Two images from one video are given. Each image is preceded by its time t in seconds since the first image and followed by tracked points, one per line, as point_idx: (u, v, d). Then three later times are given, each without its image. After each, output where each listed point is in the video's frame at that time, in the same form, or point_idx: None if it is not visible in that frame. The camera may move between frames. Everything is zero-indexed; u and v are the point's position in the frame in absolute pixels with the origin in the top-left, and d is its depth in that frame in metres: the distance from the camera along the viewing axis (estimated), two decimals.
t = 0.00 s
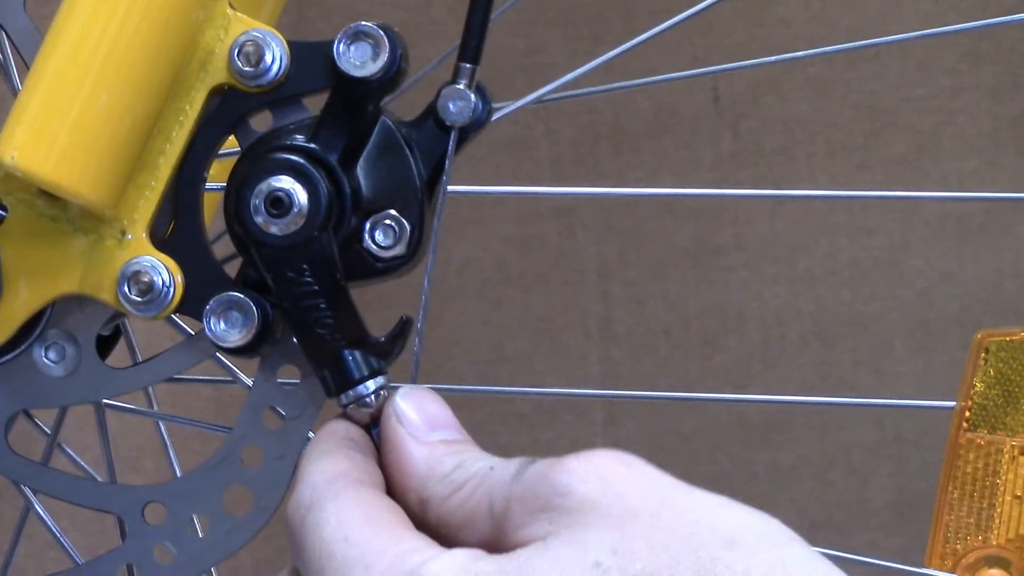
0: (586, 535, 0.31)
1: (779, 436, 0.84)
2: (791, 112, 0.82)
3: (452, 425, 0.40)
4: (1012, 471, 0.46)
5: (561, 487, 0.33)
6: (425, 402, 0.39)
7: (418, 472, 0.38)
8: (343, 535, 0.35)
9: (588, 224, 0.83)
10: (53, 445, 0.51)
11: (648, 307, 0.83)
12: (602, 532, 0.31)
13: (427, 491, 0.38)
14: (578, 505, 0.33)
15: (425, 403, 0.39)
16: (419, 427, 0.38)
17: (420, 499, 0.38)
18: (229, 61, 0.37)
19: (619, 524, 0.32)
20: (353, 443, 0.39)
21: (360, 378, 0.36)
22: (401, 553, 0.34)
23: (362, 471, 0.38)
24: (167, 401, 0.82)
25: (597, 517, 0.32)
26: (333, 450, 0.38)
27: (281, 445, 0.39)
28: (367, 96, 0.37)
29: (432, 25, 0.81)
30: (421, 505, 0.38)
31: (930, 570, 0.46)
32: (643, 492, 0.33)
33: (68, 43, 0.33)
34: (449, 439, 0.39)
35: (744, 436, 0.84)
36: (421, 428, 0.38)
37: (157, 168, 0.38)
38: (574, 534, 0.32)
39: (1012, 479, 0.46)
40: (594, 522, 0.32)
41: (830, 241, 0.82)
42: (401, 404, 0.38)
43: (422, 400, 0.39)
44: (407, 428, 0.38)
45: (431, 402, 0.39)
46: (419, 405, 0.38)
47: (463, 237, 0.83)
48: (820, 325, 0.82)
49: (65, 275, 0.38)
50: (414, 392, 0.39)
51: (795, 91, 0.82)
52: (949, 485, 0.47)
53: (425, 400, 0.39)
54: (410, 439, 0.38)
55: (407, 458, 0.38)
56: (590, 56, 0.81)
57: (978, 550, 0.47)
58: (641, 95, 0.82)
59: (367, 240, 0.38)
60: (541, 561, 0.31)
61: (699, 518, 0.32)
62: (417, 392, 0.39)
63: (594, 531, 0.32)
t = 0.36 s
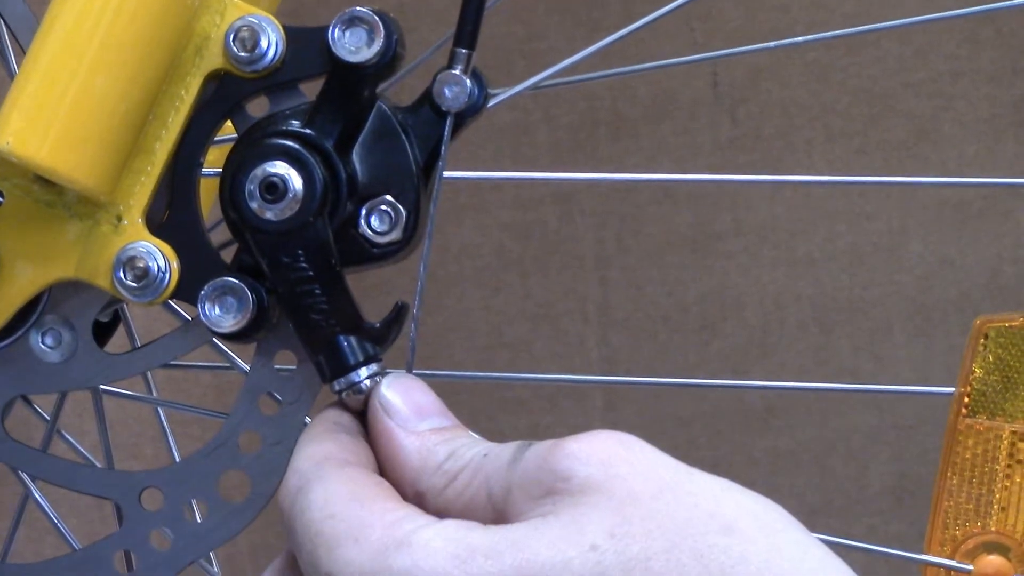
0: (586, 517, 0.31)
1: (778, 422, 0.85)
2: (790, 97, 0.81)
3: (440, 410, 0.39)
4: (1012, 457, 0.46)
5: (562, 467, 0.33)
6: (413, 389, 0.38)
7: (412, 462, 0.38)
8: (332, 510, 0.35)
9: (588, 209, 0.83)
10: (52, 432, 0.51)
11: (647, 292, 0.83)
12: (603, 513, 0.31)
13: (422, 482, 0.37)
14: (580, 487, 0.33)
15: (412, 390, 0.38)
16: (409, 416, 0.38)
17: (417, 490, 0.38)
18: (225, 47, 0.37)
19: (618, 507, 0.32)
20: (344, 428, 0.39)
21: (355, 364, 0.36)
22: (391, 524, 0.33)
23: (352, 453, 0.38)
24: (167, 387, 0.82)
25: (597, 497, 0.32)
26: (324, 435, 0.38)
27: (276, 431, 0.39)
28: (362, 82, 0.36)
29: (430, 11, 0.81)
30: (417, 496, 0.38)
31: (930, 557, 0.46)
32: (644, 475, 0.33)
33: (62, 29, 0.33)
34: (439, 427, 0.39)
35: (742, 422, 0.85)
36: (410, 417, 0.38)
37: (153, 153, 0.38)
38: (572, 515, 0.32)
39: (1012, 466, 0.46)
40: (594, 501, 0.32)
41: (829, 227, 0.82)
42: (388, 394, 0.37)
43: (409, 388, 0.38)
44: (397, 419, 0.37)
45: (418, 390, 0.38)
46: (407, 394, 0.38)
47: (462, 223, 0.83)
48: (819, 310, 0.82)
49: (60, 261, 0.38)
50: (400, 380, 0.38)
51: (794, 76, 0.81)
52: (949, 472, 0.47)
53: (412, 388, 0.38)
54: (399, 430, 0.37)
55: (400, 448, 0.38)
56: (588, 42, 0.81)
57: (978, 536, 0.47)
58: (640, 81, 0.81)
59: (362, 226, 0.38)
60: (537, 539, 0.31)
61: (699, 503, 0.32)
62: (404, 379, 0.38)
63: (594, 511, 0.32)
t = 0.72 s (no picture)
0: (576, 522, 0.31)
1: (776, 411, 0.85)
2: (789, 86, 0.81)
3: (436, 410, 0.39)
4: (1012, 448, 0.46)
5: (558, 469, 0.33)
6: (409, 386, 0.38)
7: (407, 462, 0.37)
8: (320, 500, 0.35)
9: (587, 198, 0.83)
10: (51, 421, 0.51)
11: (647, 281, 0.83)
12: (593, 516, 0.32)
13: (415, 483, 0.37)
14: (575, 490, 0.33)
15: (407, 386, 0.37)
16: (404, 413, 0.37)
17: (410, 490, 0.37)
18: (221, 36, 0.37)
19: (610, 511, 0.32)
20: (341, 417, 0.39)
21: (352, 353, 0.36)
22: (378, 515, 0.34)
23: (347, 443, 0.38)
24: (166, 376, 0.82)
25: (590, 500, 0.32)
26: (320, 425, 0.38)
27: (273, 420, 0.39)
28: (359, 72, 0.36)
29: None
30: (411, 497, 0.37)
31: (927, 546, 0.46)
32: (640, 480, 0.33)
33: (60, 18, 0.33)
34: (435, 428, 0.38)
35: (741, 411, 0.85)
36: (405, 413, 0.37)
37: (150, 142, 0.38)
38: (563, 518, 0.32)
39: (1012, 456, 0.46)
40: (587, 504, 0.32)
41: (828, 217, 0.82)
42: (385, 389, 0.37)
43: (405, 384, 0.38)
44: (393, 416, 0.37)
45: (414, 386, 0.38)
46: (403, 390, 0.37)
47: (461, 212, 0.83)
48: (818, 300, 0.82)
49: (58, 250, 0.38)
50: (397, 376, 0.38)
51: (793, 66, 0.81)
52: (947, 461, 0.47)
53: (409, 385, 0.38)
54: (396, 428, 0.37)
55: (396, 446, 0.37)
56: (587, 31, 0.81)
57: (977, 527, 0.46)
58: (638, 71, 0.81)
59: (360, 215, 0.38)
60: (525, 539, 0.31)
61: (693, 509, 0.32)
62: (400, 375, 0.37)
63: (585, 514, 0.32)
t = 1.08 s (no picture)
0: None
1: (776, 402, 0.85)
2: (789, 77, 0.81)
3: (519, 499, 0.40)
4: (1011, 439, 0.46)
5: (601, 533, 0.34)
6: (488, 471, 0.40)
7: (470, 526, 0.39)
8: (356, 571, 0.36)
9: (586, 189, 0.83)
10: (51, 411, 0.51)
11: (646, 273, 0.83)
12: None
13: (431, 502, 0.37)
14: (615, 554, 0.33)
15: (485, 470, 0.40)
16: (476, 485, 0.39)
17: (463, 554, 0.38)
18: (220, 26, 0.37)
19: None
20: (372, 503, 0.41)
21: (351, 345, 0.36)
22: None
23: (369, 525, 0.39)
24: (166, 367, 0.83)
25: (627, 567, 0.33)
26: (349, 505, 0.40)
27: (272, 412, 0.39)
28: (358, 63, 0.36)
29: None
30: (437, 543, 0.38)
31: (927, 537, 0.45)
32: (675, 549, 0.34)
33: (57, 8, 0.33)
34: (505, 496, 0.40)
35: (740, 402, 0.85)
36: (480, 487, 0.39)
37: (148, 134, 0.37)
38: None
39: (1012, 447, 0.46)
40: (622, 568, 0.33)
41: (827, 208, 0.82)
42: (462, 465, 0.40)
43: (483, 467, 0.40)
44: (464, 484, 0.39)
45: (493, 472, 0.40)
46: (480, 469, 0.40)
47: (461, 203, 0.83)
48: (818, 291, 0.82)
49: (57, 240, 0.38)
50: (477, 460, 0.40)
51: (793, 57, 0.81)
52: (946, 452, 0.47)
53: (486, 469, 0.40)
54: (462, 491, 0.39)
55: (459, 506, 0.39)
56: (586, 22, 0.81)
57: (977, 518, 0.46)
58: (637, 62, 0.81)
59: (359, 207, 0.38)
60: None
61: None
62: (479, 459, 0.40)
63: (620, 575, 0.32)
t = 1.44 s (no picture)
0: None
1: (775, 394, 0.85)
2: (788, 68, 0.81)
3: (506, 507, 0.41)
4: (1011, 430, 0.46)
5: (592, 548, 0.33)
6: (481, 482, 0.40)
7: (461, 546, 0.38)
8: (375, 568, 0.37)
9: (586, 180, 0.82)
10: (51, 402, 0.51)
11: (646, 264, 0.83)
12: None
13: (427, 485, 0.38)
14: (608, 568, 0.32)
15: (478, 482, 0.40)
16: (473, 503, 0.39)
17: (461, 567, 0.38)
18: (219, 18, 0.37)
19: None
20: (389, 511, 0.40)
21: (350, 336, 0.36)
22: None
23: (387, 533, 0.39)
24: (165, 359, 0.83)
25: None
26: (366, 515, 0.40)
27: (271, 403, 0.39)
28: (357, 54, 0.36)
29: None
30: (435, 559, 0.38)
31: (927, 528, 0.46)
32: (671, 557, 0.32)
33: None
34: (497, 519, 0.40)
35: (740, 394, 0.85)
36: (477, 503, 0.39)
37: (147, 125, 0.37)
38: None
39: (1011, 439, 0.46)
40: None
41: (827, 199, 0.82)
42: (457, 480, 0.40)
43: (476, 480, 0.40)
44: (460, 503, 0.39)
45: (486, 483, 0.40)
46: (475, 484, 0.40)
47: (460, 194, 0.83)
48: (817, 282, 0.82)
49: (55, 231, 0.38)
50: (470, 472, 0.40)
51: (792, 48, 0.80)
52: (946, 443, 0.47)
53: (480, 481, 0.40)
54: (457, 514, 0.39)
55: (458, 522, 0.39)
56: (586, 12, 0.81)
57: (976, 509, 0.46)
58: (635, 52, 0.81)
59: (358, 198, 0.38)
60: None
61: None
62: (472, 472, 0.40)
63: None
